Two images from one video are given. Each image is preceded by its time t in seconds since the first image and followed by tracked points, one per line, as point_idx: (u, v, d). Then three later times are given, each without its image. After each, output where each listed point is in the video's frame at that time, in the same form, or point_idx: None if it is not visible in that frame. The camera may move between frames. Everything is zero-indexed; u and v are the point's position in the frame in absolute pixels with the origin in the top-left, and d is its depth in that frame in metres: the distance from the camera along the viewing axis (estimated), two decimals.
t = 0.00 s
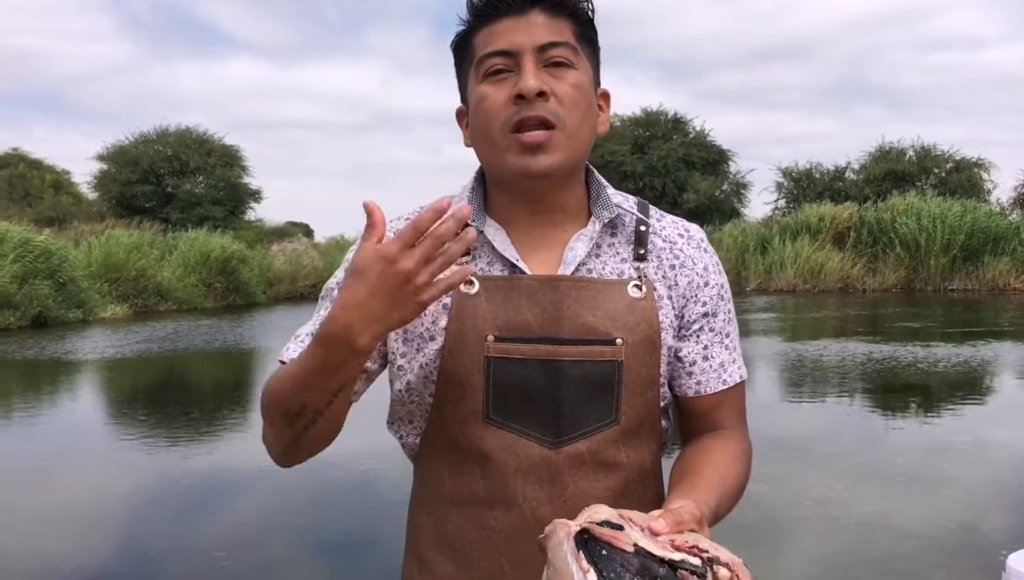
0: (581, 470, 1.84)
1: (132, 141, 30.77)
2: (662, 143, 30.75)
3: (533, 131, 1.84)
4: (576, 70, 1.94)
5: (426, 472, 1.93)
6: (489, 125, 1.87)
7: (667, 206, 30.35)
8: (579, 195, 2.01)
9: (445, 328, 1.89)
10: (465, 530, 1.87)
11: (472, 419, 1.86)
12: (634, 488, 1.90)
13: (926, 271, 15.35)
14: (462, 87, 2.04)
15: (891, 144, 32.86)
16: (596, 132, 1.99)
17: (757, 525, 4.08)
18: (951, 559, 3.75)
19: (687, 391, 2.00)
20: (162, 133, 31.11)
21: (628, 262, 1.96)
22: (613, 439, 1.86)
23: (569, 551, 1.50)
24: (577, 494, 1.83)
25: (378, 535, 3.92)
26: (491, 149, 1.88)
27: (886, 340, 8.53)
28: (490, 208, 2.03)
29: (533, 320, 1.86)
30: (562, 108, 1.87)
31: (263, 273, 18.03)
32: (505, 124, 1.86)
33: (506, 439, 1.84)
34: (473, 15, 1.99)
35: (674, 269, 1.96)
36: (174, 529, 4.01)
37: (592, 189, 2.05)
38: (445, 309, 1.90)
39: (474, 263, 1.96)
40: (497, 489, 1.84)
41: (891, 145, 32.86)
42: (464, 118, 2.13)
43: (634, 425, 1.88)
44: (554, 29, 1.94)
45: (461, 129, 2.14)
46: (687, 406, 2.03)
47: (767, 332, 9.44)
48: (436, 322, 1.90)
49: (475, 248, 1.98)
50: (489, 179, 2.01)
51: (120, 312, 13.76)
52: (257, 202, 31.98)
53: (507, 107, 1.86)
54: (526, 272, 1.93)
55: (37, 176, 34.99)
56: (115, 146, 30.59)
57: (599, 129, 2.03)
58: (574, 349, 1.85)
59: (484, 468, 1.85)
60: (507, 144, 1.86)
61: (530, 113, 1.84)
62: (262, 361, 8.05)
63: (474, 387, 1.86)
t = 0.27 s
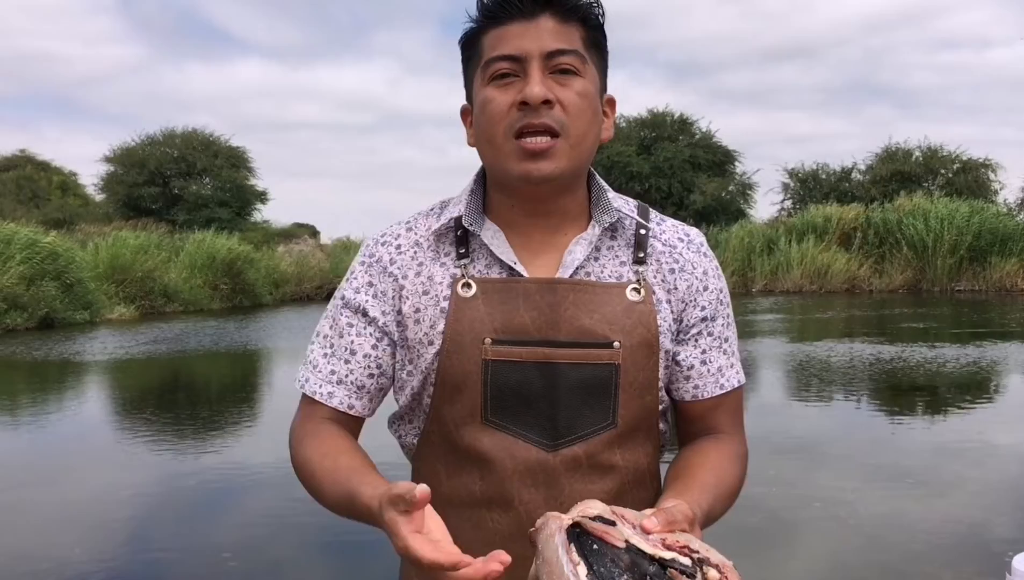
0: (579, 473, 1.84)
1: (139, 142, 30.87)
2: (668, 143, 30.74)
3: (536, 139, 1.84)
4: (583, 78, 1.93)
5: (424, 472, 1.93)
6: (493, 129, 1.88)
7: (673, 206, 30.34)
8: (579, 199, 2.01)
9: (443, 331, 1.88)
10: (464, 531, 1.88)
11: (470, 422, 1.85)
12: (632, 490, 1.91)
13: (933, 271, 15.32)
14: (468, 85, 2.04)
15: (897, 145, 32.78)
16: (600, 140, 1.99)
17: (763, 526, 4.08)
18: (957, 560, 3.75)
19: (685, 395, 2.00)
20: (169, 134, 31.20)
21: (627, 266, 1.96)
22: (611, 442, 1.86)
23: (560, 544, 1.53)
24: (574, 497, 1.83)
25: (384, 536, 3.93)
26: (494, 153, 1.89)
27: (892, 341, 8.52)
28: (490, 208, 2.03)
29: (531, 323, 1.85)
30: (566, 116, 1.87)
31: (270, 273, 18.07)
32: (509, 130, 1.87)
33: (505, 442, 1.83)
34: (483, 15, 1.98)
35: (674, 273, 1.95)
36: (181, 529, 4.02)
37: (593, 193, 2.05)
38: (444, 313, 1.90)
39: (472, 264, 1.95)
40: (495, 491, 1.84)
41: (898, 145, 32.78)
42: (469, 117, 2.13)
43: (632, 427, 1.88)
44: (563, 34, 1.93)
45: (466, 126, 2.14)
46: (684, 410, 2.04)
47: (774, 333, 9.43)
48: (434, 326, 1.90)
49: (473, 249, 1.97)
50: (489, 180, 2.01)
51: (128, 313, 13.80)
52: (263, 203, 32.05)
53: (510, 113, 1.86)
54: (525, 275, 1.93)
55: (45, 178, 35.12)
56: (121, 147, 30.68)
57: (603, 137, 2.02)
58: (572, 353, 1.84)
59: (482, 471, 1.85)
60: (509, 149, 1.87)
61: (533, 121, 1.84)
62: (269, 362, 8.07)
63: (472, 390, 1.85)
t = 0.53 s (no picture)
0: (580, 475, 1.83)
1: (146, 145, 30.99)
2: (674, 145, 30.74)
3: (545, 145, 1.84)
4: (596, 87, 1.93)
5: (425, 476, 1.92)
6: (503, 131, 1.88)
7: (679, 208, 30.32)
8: (584, 203, 2.01)
9: (445, 334, 1.89)
10: (465, 534, 1.87)
11: (470, 424, 1.85)
12: (634, 492, 1.90)
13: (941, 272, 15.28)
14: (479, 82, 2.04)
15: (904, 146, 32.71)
16: (607, 148, 2.00)
17: (769, 528, 4.07)
18: (963, 561, 3.73)
19: (687, 399, 1.99)
20: (176, 137, 31.30)
21: (629, 268, 1.95)
22: (612, 444, 1.85)
23: (568, 550, 1.49)
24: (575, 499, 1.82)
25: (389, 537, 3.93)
26: (503, 154, 1.89)
27: (900, 342, 8.50)
28: (494, 210, 2.03)
29: (532, 324, 1.85)
30: (577, 124, 1.87)
31: (277, 275, 18.12)
32: (519, 132, 1.87)
33: (505, 444, 1.83)
34: (500, 14, 1.98)
35: (676, 276, 1.95)
36: (187, 530, 4.03)
37: (595, 196, 2.05)
38: (445, 315, 1.90)
39: (474, 267, 1.95)
40: (496, 493, 1.83)
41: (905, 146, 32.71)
42: (477, 113, 2.13)
43: (633, 429, 1.88)
44: (579, 41, 1.93)
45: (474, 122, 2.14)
46: (686, 413, 2.03)
47: (781, 335, 9.41)
48: (436, 328, 1.91)
49: (475, 252, 1.97)
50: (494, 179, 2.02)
51: (135, 316, 13.85)
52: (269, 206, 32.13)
53: (521, 116, 1.86)
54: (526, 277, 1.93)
55: (52, 181, 35.28)
56: (129, 150, 30.79)
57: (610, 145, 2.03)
58: (572, 355, 1.84)
59: (483, 473, 1.84)
60: (517, 152, 1.87)
61: (544, 126, 1.84)
62: (276, 364, 8.08)
63: (473, 392, 1.85)
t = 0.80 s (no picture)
0: (585, 475, 1.83)
1: (152, 149, 31.06)
2: (678, 148, 30.74)
3: (560, 150, 1.85)
4: (616, 97, 1.94)
5: (430, 476, 1.91)
6: (520, 133, 1.88)
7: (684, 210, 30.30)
8: (596, 207, 2.00)
9: (453, 329, 1.88)
10: (469, 534, 1.85)
11: (477, 423, 1.85)
12: (638, 496, 1.89)
13: (947, 274, 15.24)
14: (500, 80, 2.03)
15: (910, 147, 32.64)
16: (622, 157, 2.00)
17: (776, 530, 4.06)
18: (970, 564, 3.72)
19: (696, 406, 1.98)
20: (181, 140, 31.38)
21: (638, 272, 1.95)
22: (617, 446, 1.86)
23: (579, 555, 1.49)
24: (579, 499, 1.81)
25: (393, 541, 3.93)
26: (518, 155, 1.89)
27: (906, 344, 8.48)
28: (504, 212, 2.01)
29: (539, 324, 1.86)
30: (593, 132, 1.88)
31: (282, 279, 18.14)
32: (535, 135, 1.87)
33: (512, 444, 1.83)
34: (527, 14, 1.97)
35: (685, 281, 1.95)
36: (194, 533, 4.03)
37: (606, 200, 2.04)
38: (454, 310, 1.89)
39: (484, 265, 1.94)
40: (501, 494, 1.82)
41: (910, 147, 32.64)
42: (495, 112, 2.13)
43: (639, 431, 1.88)
44: (602, 50, 1.93)
45: (491, 119, 2.14)
46: (694, 421, 2.02)
47: (786, 337, 9.40)
48: (444, 323, 1.89)
49: (485, 251, 1.96)
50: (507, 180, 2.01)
51: (141, 319, 13.87)
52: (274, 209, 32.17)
53: (540, 119, 1.86)
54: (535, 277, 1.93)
55: (58, 185, 35.39)
56: (134, 153, 30.87)
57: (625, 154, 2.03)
58: (578, 356, 1.85)
59: (488, 472, 1.83)
60: (532, 155, 1.87)
61: (561, 131, 1.85)
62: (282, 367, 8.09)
63: (481, 391, 1.85)
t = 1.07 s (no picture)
0: (591, 476, 1.83)
1: (154, 151, 31.07)
2: (680, 150, 30.74)
3: (580, 161, 1.87)
4: (640, 113, 1.95)
5: (436, 474, 1.91)
6: (541, 139, 1.90)
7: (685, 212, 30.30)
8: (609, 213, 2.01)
9: (464, 328, 1.89)
10: (473, 532, 1.85)
11: (484, 421, 1.85)
12: (644, 498, 1.88)
13: (949, 275, 15.23)
14: (528, 81, 2.04)
15: (911, 149, 32.63)
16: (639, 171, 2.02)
17: (780, 533, 4.05)
18: (975, 566, 3.71)
19: (702, 411, 1.97)
20: (183, 142, 31.39)
21: (649, 276, 1.95)
22: (624, 446, 1.85)
23: (579, 564, 1.49)
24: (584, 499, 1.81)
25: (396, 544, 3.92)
26: (536, 160, 1.91)
27: (908, 346, 8.48)
28: (519, 214, 2.03)
29: (548, 323, 1.86)
30: (613, 147, 1.89)
31: (284, 281, 18.14)
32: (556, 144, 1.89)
33: (518, 441, 1.83)
34: (562, 21, 1.97)
35: (694, 286, 1.94)
36: (196, 536, 4.03)
37: (619, 204, 2.04)
38: (465, 308, 1.91)
39: (496, 265, 1.95)
40: (506, 492, 1.82)
41: (912, 149, 32.63)
42: (518, 111, 2.13)
43: (646, 432, 1.87)
44: (632, 66, 1.94)
45: (513, 118, 2.15)
46: (700, 426, 2.00)
47: (788, 338, 9.40)
48: (455, 321, 1.91)
49: (499, 251, 1.97)
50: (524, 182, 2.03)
51: (143, 321, 13.87)
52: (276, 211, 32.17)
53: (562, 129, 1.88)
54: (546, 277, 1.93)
55: (61, 187, 35.45)
56: (136, 156, 30.92)
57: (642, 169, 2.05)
58: (588, 356, 1.85)
59: (493, 470, 1.83)
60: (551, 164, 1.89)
61: (582, 143, 1.87)
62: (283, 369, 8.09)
63: (489, 390, 1.85)
